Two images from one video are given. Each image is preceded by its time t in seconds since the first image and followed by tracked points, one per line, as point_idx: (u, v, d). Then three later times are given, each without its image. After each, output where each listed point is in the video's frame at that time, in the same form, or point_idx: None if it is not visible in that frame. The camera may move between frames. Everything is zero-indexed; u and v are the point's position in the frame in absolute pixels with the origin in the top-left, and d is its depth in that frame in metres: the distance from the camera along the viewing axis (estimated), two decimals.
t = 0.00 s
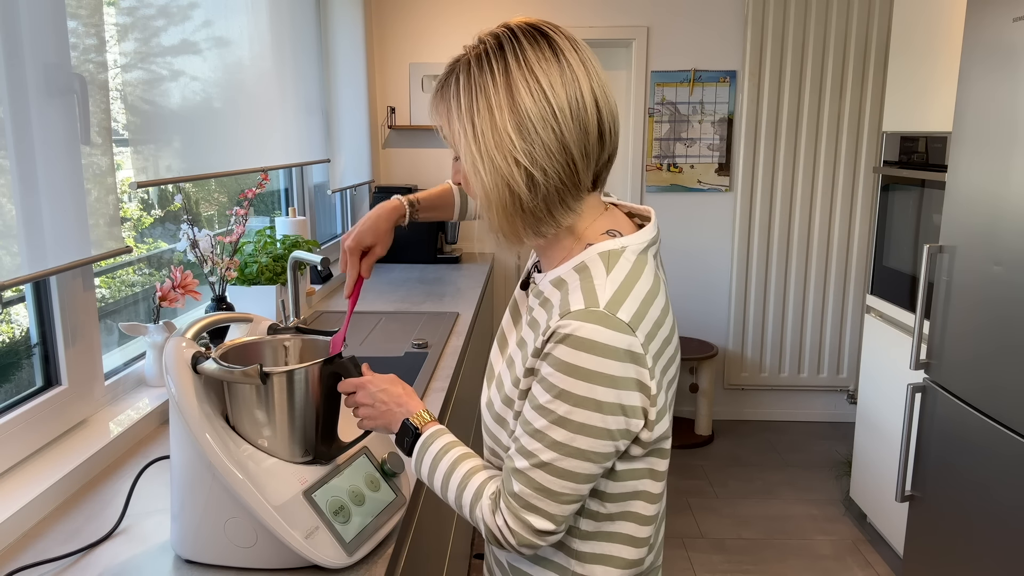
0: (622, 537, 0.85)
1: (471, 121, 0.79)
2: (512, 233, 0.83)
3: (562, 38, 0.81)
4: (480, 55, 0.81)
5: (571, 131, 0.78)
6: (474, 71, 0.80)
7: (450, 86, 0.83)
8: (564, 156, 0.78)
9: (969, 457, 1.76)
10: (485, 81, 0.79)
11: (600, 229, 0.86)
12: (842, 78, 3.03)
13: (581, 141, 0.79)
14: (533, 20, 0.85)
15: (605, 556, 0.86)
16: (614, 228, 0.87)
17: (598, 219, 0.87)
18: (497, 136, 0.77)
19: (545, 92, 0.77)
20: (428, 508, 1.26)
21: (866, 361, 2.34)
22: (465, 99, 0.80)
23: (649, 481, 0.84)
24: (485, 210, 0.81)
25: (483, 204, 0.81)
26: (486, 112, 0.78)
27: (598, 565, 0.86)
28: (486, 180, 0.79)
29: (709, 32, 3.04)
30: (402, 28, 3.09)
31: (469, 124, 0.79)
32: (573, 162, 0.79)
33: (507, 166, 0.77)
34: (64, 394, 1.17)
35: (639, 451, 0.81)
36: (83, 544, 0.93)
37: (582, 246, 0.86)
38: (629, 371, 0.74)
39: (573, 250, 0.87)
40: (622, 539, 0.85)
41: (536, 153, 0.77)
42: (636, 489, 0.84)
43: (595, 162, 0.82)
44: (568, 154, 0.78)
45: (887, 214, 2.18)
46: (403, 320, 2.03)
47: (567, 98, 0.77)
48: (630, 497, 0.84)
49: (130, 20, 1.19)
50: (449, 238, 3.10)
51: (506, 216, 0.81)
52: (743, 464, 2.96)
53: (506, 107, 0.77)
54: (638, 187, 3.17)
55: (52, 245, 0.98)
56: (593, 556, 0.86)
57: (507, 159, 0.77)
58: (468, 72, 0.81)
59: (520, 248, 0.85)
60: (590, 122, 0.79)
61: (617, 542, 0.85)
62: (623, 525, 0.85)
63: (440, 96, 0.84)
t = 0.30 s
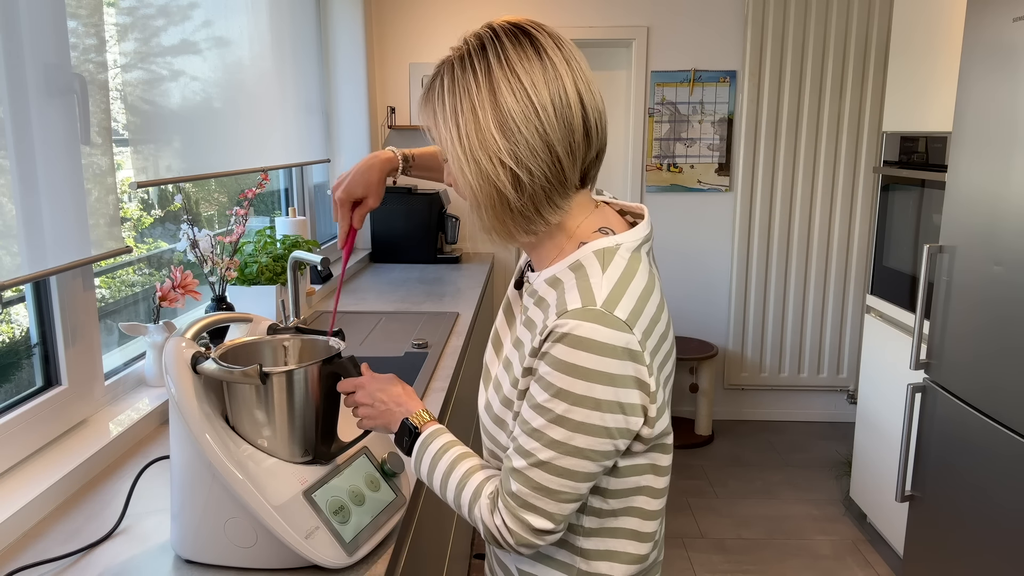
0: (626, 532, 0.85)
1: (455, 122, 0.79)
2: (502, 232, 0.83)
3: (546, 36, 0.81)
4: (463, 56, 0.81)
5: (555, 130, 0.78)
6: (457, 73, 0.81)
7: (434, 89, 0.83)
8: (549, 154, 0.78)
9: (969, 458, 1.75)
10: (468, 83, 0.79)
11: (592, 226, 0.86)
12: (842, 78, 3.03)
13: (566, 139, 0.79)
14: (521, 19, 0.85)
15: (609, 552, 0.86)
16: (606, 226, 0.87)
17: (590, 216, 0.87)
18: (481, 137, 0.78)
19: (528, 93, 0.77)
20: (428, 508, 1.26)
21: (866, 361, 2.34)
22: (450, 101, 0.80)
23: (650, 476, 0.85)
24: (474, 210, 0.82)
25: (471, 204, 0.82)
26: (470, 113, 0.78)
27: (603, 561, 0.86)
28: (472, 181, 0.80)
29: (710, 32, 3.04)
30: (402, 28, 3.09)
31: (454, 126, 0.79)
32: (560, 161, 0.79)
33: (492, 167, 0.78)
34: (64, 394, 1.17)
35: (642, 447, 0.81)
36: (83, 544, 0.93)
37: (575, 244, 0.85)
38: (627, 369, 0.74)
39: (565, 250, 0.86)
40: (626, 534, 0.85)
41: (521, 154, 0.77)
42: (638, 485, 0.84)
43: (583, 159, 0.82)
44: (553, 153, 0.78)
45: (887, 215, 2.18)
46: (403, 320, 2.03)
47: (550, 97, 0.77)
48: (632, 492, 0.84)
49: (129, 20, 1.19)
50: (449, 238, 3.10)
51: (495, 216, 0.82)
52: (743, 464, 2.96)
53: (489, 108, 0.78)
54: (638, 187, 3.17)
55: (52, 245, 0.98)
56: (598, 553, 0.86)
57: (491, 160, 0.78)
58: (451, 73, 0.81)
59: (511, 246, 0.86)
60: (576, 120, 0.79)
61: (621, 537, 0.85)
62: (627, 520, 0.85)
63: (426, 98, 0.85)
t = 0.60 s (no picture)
0: (623, 536, 0.85)
1: (452, 124, 0.80)
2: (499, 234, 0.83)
3: (543, 39, 0.82)
4: (461, 58, 0.82)
5: (550, 132, 0.78)
6: (455, 74, 0.81)
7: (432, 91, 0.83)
8: (544, 155, 0.78)
9: (970, 457, 1.75)
10: (465, 84, 0.79)
11: (589, 230, 0.86)
12: (842, 78, 3.03)
13: (561, 141, 0.78)
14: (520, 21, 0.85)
15: (606, 556, 0.86)
16: (600, 229, 0.87)
17: (587, 219, 0.87)
18: (477, 138, 0.78)
19: (523, 94, 0.77)
20: (428, 508, 1.26)
21: (866, 361, 2.34)
22: (447, 102, 0.80)
23: (648, 481, 0.85)
24: (469, 213, 0.82)
25: (466, 206, 0.82)
26: (465, 114, 0.79)
27: (600, 564, 0.86)
28: (468, 182, 0.80)
29: (710, 32, 3.04)
30: (402, 28, 3.09)
31: (451, 127, 0.80)
32: (555, 162, 0.79)
33: (486, 168, 0.78)
34: (64, 394, 1.17)
35: (638, 452, 0.81)
36: (83, 544, 0.93)
37: (573, 248, 0.85)
38: (624, 376, 0.74)
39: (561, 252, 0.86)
40: (622, 538, 0.85)
41: (515, 155, 0.77)
42: (635, 489, 0.84)
43: (579, 161, 0.82)
44: (548, 155, 0.78)
45: (887, 215, 2.18)
46: (403, 320, 2.03)
47: (545, 99, 0.77)
48: (629, 496, 0.84)
49: (129, 20, 1.19)
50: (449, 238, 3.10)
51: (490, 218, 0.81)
52: (742, 464, 2.96)
53: (485, 109, 0.78)
54: (638, 187, 3.17)
55: (52, 245, 0.98)
56: (594, 556, 0.86)
57: (487, 161, 0.78)
58: (448, 75, 0.82)
59: (508, 250, 0.85)
60: (571, 122, 0.79)
61: (618, 542, 0.85)
62: (624, 524, 0.85)
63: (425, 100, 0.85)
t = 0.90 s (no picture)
0: (614, 534, 0.85)
1: (450, 119, 0.80)
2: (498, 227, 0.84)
3: (539, 35, 0.82)
4: (458, 55, 0.82)
5: (544, 125, 0.78)
6: (453, 71, 0.81)
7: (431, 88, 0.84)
8: (538, 149, 0.78)
9: (970, 458, 1.75)
10: (461, 81, 0.80)
11: (586, 224, 0.86)
12: (842, 79, 3.03)
13: (556, 135, 0.78)
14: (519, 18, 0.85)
15: (598, 553, 0.86)
16: (597, 225, 0.86)
17: (585, 214, 0.87)
18: (473, 133, 0.79)
19: (517, 89, 0.77)
20: (428, 508, 1.26)
21: (866, 361, 2.34)
22: (445, 99, 0.81)
23: (639, 479, 0.84)
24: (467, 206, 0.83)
25: (464, 200, 0.83)
26: (462, 109, 0.79)
27: (592, 562, 0.86)
28: (466, 176, 0.80)
29: (710, 32, 3.04)
30: (402, 28, 3.09)
31: (448, 123, 0.80)
32: (550, 156, 0.79)
33: (482, 161, 0.79)
34: (64, 394, 1.17)
35: (629, 448, 0.81)
36: (83, 544, 0.93)
37: (568, 242, 0.85)
38: (616, 368, 0.74)
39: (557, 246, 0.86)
40: (614, 536, 0.85)
41: (510, 148, 0.77)
42: (626, 487, 0.84)
43: (575, 155, 0.82)
44: (543, 149, 0.78)
45: (887, 215, 2.18)
46: (403, 320, 2.03)
47: (539, 94, 0.77)
48: (621, 494, 0.84)
49: (130, 20, 1.19)
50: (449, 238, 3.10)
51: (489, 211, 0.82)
52: (742, 464, 2.96)
53: (480, 105, 0.78)
54: (638, 187, 3.17)
55: (52, 245, 0.98)
56: (586, 553, 0.86)
57: (483, 155, 0.79)
58: (446, 72, 0.82)
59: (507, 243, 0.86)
60: (566, 116, 0.79)
61: (610, 540, 0.85)
62: (615, 522, 0.85)
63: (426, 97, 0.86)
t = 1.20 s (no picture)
0: (612, 521, 0.85)
1: (435, 125, 0.82)
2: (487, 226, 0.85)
3: (519, 38, 0.82)
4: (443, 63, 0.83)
5: (523, 126, 0.78)
6: (437, 79, 0.82)
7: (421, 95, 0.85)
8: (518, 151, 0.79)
9: (970, 458, 1.75)
10: (445, 85, 0.81)
11: (574, 215, 0.85)
12: (842, 79, 3.04)
13: (535, 136, 0.79)
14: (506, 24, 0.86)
15: (597, 541, 0.85)
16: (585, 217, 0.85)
17: (573, 207, 0.86)
18: (455, 137, 0.80)
19: (495, 94, 0.78)
20: (428, 508, 1.26)
21: (866, 361, 2.34)
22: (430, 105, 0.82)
23: (633, 462, 0.84)
24: (454, 208, 0.84)
25: (451, 202, 0.84)
26: (445, 113, 0.81)
27: (592, 551, 0.86)
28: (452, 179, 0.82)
29: (710, 32, 3.04)
30: (402, 28, 3.09)
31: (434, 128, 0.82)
32: (530, 157, 0.79)
33: (465, 163, 0.80)
34: (64, 394, 1.17)
35: (622, 428, 0.81)
36: (83, 544, 0.93)
37: (557, 231, 0.84)
38: (612, 344, 0.74)
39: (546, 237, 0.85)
40: (611, 523, 0.85)
41: (490, 150, 0.78)
42: (621, 471, 0.84)
43: (557, 154, 0.82)
44: (523, 149, 0.79)
45: (887, 215, 2.18)
46: (403, 320, 2.03)
47: (516, 98, 0.78)
48: (617, 478, 0.84)
49: (130, 20, 1.19)
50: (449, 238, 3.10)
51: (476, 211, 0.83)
52: (742, 464, 2.96)
53: (461, 110, 0.79)
54: (638, 187, 3.17)
55: (52, 245, 0.98)
56: (585, 542, 0.86)
57: (465, 158, 0.80)
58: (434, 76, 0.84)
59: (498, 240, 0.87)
60: (545, 117, 0.79)
61: (609, 526, 0.85)
62: (612, 508, 0.85)
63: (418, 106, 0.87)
